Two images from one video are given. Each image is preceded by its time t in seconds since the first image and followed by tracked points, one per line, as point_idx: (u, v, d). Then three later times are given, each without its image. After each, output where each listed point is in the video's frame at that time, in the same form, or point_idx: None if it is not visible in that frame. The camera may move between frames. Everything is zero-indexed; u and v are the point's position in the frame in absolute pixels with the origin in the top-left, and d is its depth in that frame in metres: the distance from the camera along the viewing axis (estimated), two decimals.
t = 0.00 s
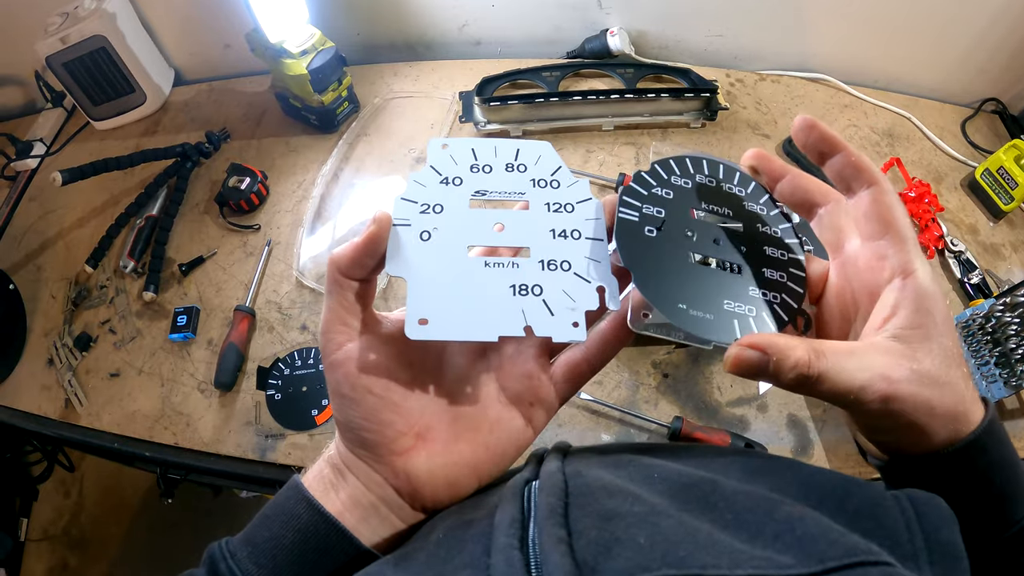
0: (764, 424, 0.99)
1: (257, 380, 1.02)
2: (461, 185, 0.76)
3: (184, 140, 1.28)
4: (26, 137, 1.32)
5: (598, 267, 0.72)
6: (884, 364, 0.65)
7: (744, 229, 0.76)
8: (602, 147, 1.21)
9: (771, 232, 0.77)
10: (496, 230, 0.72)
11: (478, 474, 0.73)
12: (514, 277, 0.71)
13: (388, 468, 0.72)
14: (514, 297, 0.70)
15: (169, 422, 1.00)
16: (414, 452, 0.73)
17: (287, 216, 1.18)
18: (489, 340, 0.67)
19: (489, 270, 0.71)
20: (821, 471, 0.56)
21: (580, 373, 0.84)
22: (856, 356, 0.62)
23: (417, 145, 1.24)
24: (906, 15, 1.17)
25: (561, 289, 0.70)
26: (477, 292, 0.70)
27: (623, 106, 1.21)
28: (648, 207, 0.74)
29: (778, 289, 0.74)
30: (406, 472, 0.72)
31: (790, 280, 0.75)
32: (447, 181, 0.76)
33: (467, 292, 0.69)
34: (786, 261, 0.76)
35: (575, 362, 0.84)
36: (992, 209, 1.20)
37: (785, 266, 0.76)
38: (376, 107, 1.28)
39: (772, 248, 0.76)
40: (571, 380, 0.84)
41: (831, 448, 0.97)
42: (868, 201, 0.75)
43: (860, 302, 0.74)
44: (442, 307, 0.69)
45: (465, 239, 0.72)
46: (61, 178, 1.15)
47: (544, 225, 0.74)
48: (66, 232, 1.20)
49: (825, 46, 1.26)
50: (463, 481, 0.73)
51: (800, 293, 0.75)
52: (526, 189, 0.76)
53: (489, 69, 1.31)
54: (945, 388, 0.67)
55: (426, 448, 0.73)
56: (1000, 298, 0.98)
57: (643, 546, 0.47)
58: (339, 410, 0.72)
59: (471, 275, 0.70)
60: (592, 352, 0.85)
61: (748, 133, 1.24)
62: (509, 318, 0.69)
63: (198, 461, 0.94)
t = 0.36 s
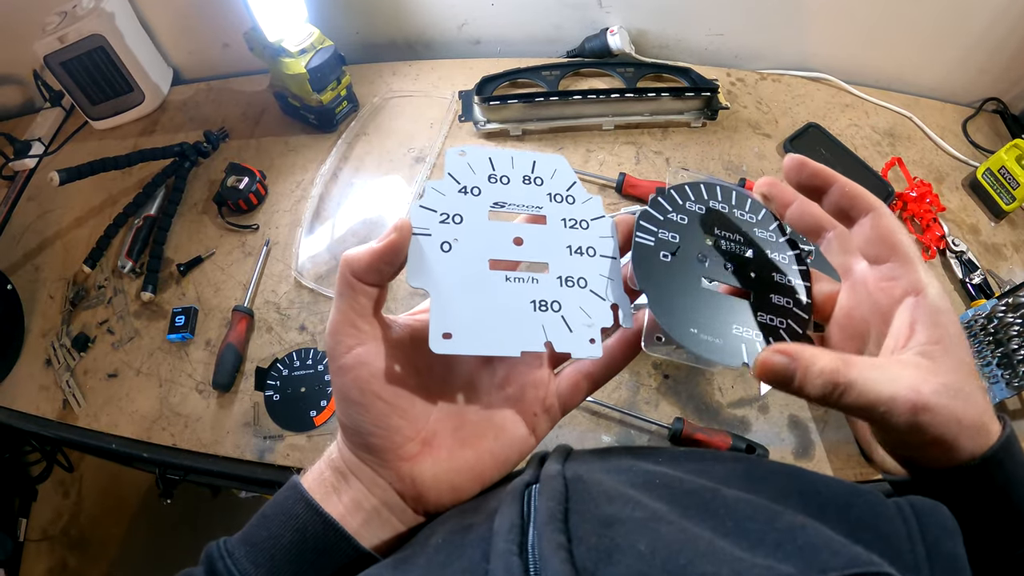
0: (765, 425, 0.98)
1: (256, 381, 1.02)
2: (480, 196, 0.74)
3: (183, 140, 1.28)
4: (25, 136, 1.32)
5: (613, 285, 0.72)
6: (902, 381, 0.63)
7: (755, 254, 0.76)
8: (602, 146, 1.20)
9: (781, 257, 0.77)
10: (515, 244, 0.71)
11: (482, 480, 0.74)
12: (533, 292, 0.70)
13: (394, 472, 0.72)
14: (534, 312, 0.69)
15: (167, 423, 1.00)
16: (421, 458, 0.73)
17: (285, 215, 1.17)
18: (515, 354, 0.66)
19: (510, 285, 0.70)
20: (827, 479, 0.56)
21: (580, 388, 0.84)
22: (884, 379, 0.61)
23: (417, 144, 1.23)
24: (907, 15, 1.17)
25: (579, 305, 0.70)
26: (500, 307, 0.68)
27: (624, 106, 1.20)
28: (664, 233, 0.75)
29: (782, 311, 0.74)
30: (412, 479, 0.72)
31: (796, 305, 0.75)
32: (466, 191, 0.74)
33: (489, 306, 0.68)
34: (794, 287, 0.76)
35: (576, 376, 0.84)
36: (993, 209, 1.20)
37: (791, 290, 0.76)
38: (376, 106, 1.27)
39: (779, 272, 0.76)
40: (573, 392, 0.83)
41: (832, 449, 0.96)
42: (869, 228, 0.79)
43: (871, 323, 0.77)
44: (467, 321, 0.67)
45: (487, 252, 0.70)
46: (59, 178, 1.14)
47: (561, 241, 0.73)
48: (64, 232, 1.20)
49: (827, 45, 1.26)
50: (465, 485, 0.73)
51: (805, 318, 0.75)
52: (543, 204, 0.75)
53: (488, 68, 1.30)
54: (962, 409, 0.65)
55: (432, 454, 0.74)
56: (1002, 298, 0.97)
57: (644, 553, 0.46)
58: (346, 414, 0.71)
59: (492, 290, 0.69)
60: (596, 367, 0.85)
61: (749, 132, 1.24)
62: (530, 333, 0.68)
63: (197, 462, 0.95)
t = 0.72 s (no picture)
0: (767, 428, 0.98)
1: (257, 384, 1.01)
2: (490, 210, 0.71)
3: (182, 141, 1.28)
4: (24, 137, 1.31)
5: (621, 301, 0.72)
6: (920, 347, 0.65)
7: (768, 259, 0.75)
8: (603, 147, 1.20)
9: (795, 260, 0.77)
10: (525, 261, 0.70)
11: (483, 485, 0.74)
12: (543, 309, 0.69)
13: (397, 478, 0.73)
14: (544, 330, 0.69)
15: (167, 426, 0.99)
16: (424, 465, 0.73)
17: (285, 217, 1.17)
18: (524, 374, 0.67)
19: (520, 303, 0.69)
20: (828, 477, 0.55)
21: (580, 394, 0.85)
22: (908, 311, 0.66)
23: (417, 146, 1.22)
24: (909, 15, 1.16)
25: (586, 323, 0.70)
26: (510, 326, 0.68)
27: (625, 108, 1.20)
28: (676, 242, 0.74)
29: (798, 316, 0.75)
30: (416, 485, 0.72)
31: (811, 310, 0.75)
32: (476, 204, 0.71)
33: (500, 325, 0.68)
34: (811, 290, 0.75)
35: (578, 385, 0.85)
36: (994, 210, 1.20)
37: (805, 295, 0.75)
38: (376, 107, 1.27)
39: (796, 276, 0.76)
40: (574, 399, 0.85)
41: (834, 452, 0.96)
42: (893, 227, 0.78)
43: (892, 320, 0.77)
44: (479, 341, 0.67)
45: (497, 270, 0.69)
46: (57, 180, 1.14)
47: (570, 256, 0.72)
48: (63, 234, 1.19)
49: (828, 46, 1.25)
50: (466, 489, 0.74)
51: (820, 322, 0.75)
52: (553, 217, 0.72)
53: (489, 69, 1.30)
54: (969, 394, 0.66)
55: (435, 461, 0.74)
56: (1003, 301, 0.98)
57: (643, 552, 0.46)
58: (350, 420, 0.71)
59: (503, 308, 0.68)
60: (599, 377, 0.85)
61: (750, 134, 1.24)
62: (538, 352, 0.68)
63: (196, 465, 0.95)
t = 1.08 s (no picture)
0: (765, 433, 0.98)
1: (256, 388, 1.01)
2: (505, 226, 0.68)
3: (182, 144, 1.28)
4: (23, 140, 1.31)
5: (635, 322, 0.69)
6: (937, 327, 0.65)
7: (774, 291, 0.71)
8: (602, 151, 1.20)
9: (802, 290, 0.72)
10: (539, 280, 0.68)
11: (481, 492, 0.75)
12: (555, 332, 0.68)
13: (397, 485, 0.73)
14: (554, 353, 0.68)
15: (167, 430, 0.99)
16: (424, 472, 0.74)
17: (284, 221, 1.17)
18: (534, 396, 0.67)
19: (533, 326, 0.68)
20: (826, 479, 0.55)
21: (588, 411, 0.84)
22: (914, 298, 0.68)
23: (416, 150, 1.22)
24: (908, 19, 1.16)
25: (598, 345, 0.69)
26: (521, 348, 0.68)
27: (624, 111, 1.20)
28: (681, 276, 0.69)
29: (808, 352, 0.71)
30: (416, 491, 0.73)
31: (818, 342, 0.71)
32: (490, 220, 0.68)
33: (512, 347, 0.67)
34: (817, 321, 0.72)
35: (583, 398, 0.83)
36: (993, 213, 1.20)
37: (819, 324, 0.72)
38: (375, 110, 1.27)
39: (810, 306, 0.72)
40: (580, 415, 0.84)
41: (832, 457, 0.96)
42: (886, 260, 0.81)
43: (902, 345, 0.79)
44: (492, 363, 0.67)
45: (510, 291, 0.67)
46: (57, 184, 1.14)
47: (584, 275, 0.69)
48: (62, 237, 1.19)
49: (827, 48, 1.25)
50: (465, 495, 0.74)
51: (829, 353, 0.71)
52: (571, 233, 0.69)
53: (488, 72, 1.30)
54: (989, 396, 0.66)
55: (435, 469, 0.75)
56: (1002, 305, 0.98)
57: (642, 549, 0.46)
58: (353, 428, 0.71)
59: (515, 332, 0.67)
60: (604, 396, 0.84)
61: (749, 137, 1.24)
62: (549, 376, 0.67)
63: (197, 469, 0.94)
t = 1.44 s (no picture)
0: (763, 436, 0.98)
1: (252, 391, 1.01)
2: (506, 232, 0.68)
3: (179, 146, 1.27)
4: (21, 141, 1.31)
5: (636, 331, 0.68)
6: (957, 319, 0.63)
7: (780, 267, 0.68)
8: (600, 153, 1.20)
9: (809, 268, 0.68)
10: (538, 287, 0.67)
11: (477, 494, 0.75)
12: (553, 339, 0.68)
13: (393, 482, 0.74)
14: (550, 360, 0.68)
15: (164, 432, 1.00)
16: (420, 470, 0.75)
17: (281, 223, 1.17)
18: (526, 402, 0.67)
19: (530, 333, 0.67)
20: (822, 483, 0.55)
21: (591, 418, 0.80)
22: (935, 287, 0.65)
23: (414, 152, 1.22)
24: (907, 19, 1.16)
25: (596, 352, 0.68)
26: (516, 355, 0.67)
27: (622, 112, 1.20)
28: (678, 246, 0.66)
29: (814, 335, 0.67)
30: (412, 490, 0.74)
31: (823, 327, 0.68)
32: (491, 226, 0.68)
33: (507, 354, 0.67)
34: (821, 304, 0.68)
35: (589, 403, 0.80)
36: (993, 215, 1.19)
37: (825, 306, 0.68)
38: (373, 112, 1.27)
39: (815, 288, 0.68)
40: (583, 422, 0.81)
41: (829, 459, 0.96)
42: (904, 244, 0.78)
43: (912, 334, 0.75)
44: (485, 367, 0.67)
45: (509, 298, 0.67)
46: (54, 186, 1.14)
47: (585, 283, 0.68)
48: (60, 239, 1.20)
49: (826, 49, 1.25)
50: (460, 497, 0.74)
51: (833, 339, 0.68)
52: (573, 240, 0.68)
53: (485, 73, 1.30)
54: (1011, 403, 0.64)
55: (431, 467, 0.75)
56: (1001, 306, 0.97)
57: (637, 552, 0.46)
58: (352, 423, 0.73)
59: (512, 338, 0.67)
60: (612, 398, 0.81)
61: (747, 139, 1.23)
62: (543, 382, 0.67)
63: (193, 471, 0.95)
